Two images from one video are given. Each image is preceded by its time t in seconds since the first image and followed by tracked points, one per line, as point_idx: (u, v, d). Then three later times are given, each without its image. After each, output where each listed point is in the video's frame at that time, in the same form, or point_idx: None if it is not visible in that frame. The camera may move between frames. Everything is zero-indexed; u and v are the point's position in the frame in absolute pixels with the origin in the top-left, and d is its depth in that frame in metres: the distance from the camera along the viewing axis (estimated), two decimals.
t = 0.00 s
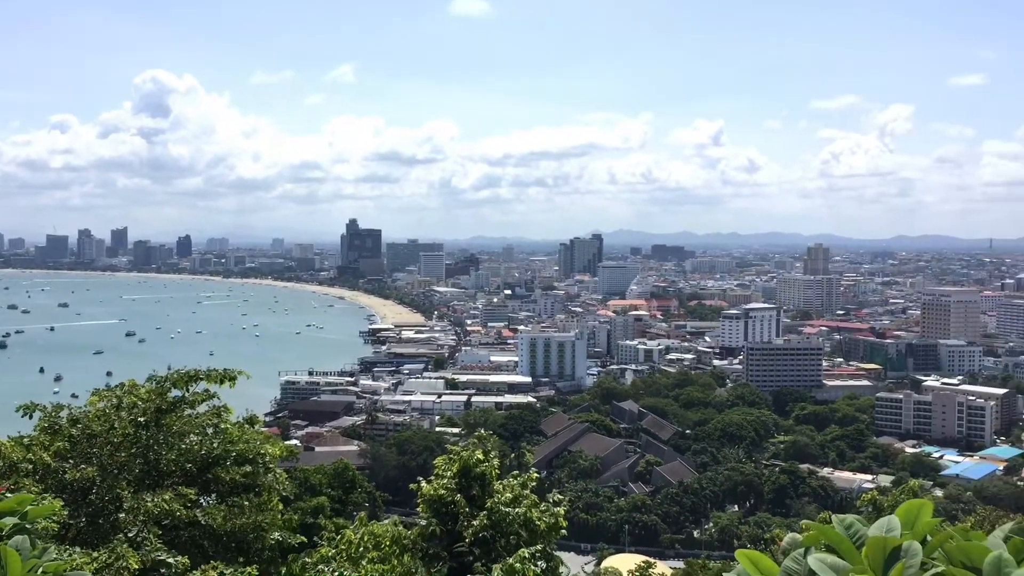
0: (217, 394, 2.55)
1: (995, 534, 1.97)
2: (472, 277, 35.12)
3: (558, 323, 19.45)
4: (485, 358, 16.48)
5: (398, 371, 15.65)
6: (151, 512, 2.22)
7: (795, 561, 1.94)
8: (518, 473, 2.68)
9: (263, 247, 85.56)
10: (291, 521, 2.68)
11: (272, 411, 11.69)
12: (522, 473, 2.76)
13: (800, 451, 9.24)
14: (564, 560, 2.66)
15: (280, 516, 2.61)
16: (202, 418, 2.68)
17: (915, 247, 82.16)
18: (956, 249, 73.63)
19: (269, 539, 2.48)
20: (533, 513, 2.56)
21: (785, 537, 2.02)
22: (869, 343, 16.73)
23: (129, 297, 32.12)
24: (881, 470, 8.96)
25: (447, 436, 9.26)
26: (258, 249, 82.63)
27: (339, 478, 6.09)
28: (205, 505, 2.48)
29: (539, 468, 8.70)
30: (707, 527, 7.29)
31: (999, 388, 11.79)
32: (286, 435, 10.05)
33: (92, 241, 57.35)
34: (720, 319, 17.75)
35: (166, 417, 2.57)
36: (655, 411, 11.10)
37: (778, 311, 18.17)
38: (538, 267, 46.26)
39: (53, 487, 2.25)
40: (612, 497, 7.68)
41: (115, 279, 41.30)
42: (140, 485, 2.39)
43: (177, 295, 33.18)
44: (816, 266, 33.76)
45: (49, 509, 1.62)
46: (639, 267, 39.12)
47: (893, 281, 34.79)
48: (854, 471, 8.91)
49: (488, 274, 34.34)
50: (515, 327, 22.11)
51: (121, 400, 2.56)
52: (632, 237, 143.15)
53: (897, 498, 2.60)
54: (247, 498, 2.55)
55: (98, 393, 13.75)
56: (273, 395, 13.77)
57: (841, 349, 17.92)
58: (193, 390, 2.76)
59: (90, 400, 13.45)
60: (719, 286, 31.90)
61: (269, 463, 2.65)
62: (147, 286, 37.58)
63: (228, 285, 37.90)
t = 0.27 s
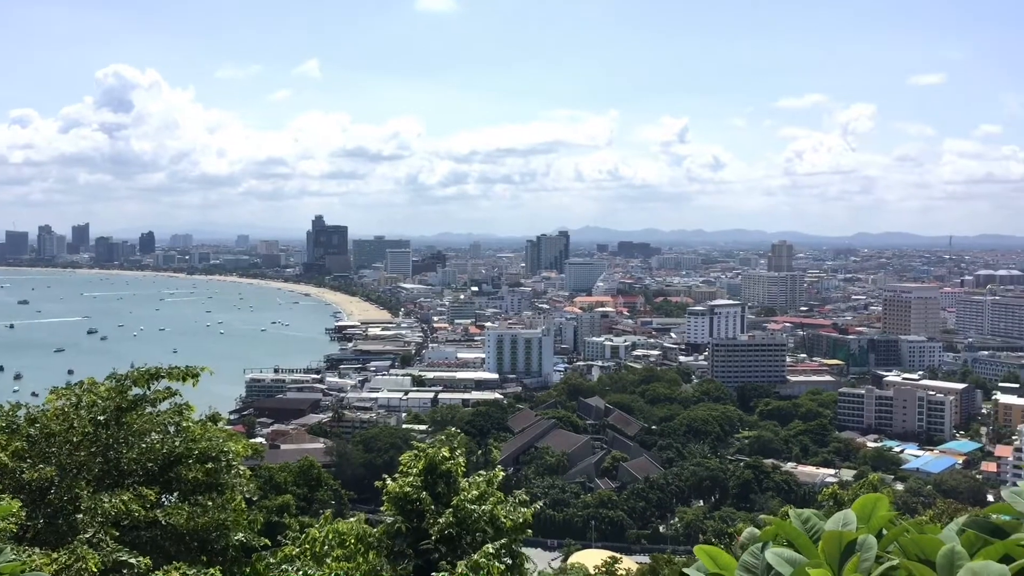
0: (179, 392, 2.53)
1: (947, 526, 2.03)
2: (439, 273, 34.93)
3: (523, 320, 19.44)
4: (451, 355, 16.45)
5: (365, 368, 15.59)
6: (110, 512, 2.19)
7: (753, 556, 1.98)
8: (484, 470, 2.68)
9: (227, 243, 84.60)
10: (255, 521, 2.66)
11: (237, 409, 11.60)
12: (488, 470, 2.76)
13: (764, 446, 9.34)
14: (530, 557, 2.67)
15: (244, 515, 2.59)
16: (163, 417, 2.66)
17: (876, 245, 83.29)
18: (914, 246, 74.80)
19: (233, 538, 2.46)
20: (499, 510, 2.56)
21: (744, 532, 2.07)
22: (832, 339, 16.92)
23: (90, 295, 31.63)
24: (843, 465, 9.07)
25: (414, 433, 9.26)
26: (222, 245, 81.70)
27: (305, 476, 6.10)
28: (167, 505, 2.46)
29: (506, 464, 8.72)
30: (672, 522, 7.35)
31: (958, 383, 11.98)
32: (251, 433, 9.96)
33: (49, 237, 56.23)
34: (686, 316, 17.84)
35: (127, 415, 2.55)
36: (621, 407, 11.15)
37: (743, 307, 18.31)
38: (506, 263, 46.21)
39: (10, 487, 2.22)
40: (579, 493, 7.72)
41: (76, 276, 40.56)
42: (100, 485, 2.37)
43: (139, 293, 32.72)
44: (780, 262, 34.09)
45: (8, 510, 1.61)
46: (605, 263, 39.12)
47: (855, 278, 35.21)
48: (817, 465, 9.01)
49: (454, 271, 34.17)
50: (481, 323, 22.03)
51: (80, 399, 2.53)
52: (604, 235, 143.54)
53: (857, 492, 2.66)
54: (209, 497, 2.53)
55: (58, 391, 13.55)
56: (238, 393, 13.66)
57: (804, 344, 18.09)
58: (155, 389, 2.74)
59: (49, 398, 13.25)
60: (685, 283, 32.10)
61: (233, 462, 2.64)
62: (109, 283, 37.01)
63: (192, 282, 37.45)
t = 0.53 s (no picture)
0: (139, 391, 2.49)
1: (899, 520, 2.09)
2: (403, 271, 34.70)
3: (488, 317, 19.39)
4: (417, 353, 16.39)
5: (329, 367, 15.50)
6: (63, 515, 2.16)
7: (708, 551, 2.02)
8: (447, 469, 2.68)
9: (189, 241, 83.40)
10: (216, 521, 2.65)
11: (199, 409, 11.48)
12: (452, 468, 2.76)
13: (727, 443, 9.44)
14: (493, 555, 2.67)
15: (203, 515, 2.56)
16: (121, 416, 2.64)
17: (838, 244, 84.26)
18: (873, 245, 75.88)
19: (193, 539, 2.44)
20: (462, 510, 2.56)
21: (701, 528, 2.11)
22: (794, 336, 17.09)
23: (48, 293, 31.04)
24: (804, 460, 9.18)
25: (378, 432, 9.24)
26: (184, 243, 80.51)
27: (268, 475, 6.10)
28: (125, 505, 2.44)
29: (471, 463, 8.72)
30: (636, 520, 7.42)
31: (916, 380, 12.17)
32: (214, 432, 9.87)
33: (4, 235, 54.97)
34: (650, 314, 17.91)
35: (83, 415, 2.52)
36: (586, 404, 11.18)
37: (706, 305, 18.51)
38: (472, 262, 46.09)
39: None
40: (544, 490, 7.74)
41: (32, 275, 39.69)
42: (55, 486, 2.33)
43: (98, 292, 32.17)
44: (743, 261, 34.37)
45: None
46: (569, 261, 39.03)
47: (816, 276, 35.62)
48: (779, 461, 9.10)
49: (419, 269, 33.96)
50: (445, 322, 21.81)
51: (36, 397, 2.50)
52: (573, 234, 143.63)
53: (816, 487, 2.71)
54: (168, 498, 2.51)
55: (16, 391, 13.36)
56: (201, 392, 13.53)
57: (766, 342, 18.24)
58: (113, 388, 2.71)
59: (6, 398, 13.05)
60: (649, 281, 32.25)
61: (193, 461, 2.62)
62: (68, 282, 36.34)
63: (153, 280, 36.90)
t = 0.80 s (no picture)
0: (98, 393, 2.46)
1: (856, 518, 2.12)
2: (369, 270, 34.47)
3: (453, 317, 19.33)
4: (383, 353, 16.32)
5: (294, 367, 15.38)
6: (22, 518, 2.13)
7: (667, 550, 2.04)
8: (411, 469, 2.68)
9: (153, 241, 82.11)
10: (175, 523, 2.63)
11: (162, 410, 11.34)
12: (415, 468, 2.77)
13: (692, 441, 9.51)
14: (456, 553, 2.68)
15: (164, 517, 2.55)
16: (79, 417, 2.60)
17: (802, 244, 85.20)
18: (834, 245, 76.90)
19: (154, 542, 2.42)
20: (426, 509, 2.56)
21: (661, 527, 2.13)
22: (758, 335, 17.24)
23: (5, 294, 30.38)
24: (768, 458, 9.27)
25: (344, 432, 9.21)
26: (147, 242, 79.23)
27: (231, 476, 6.05)
28: (83, 507, 2.41)
29: (437, 463, 8.71)
30: (602, 518, 7.44)
31: (878, 378, 12.33)
32: (177, 433, 9.75)
33: None
34: (616, 313, 17.95)
35: (40, 417, 2.49)
36: (551, 404, 11.20)
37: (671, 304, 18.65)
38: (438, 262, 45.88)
39: None
40: (510, 489, 7.74)
41: None
42: (11, 488, 2.30)
43: (57, 292, 31.57)
44: (708, 261, 34.62)
45: None
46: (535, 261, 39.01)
47: (779, 276, 35.98)
48: (742, 459, 9.19)
49: (385, 268, 33.75)
50: (411, 322, 21.71)
51: None
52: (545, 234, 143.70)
53: (778, 485, 2.75)
54: (128, 500, 2.49)
55: None
56: (164, 393, 13.37)
57: (731, 341, 18.37)
58: (71, 390, 2.68)
59: None
60: (615, 281, 32.36)
61: (153, 463, 2.59)
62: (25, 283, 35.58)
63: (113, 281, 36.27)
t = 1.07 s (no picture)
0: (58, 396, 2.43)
1: (816, 516, 2.15)
2: (336, 271, 34.24)
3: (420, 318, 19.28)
4: (349, 354, 16.25)
5: (259, 369, 15.26)
6: None
7: (630, 550, 2.04)
8: (377, 470, 2.68)
9: (116, 242, 80.84)
10: (135, 526, 2.60)
11: (125, 413, 11.21)
12: (381, 469, 2.77)
13: (659, 441, 9.57)
14: (421, 554, 2.68)
15: (126, 521, 2.52)
16: (38, 419, 2.56)
17: (766, 245, 86.12)
18: (798, 246, 77.75)
19: (115, 546, 2.39)
20: (392, 510, 2.55)
21: (624, 526, 2.14)
22: (723, 335, 17.37)
23: None
24: (733, 458, 9.36)
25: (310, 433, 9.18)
26: (110, 243, 77.99)
27: (194, 479, 6.02)
28: (42, 511, 2.38)
29: (404, 465, 8.68)
30: (569, 518, 7.46)
31: (841, 378, 12.48)
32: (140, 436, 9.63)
33: None
34: (583, 314, 18.00)
35: None
36: (519, 404, 11.22)
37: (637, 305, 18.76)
38: (405, 262, 45.66)
39: None
40: (477, 490, 7.74)
41: None
42: None
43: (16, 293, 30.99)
44: (675, 262, 34.84)
45: None
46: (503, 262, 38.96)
47: (744, 277, 36.33)
48: (708, 459, 9.29)
49: (351, 268, 33.53)
50: (378, 322, 21.61)
51: None
52: (518, 235, 143.73)
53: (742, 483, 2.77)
54: (88, 504, 2.46)
55: None
56: (127, 396, 13.20)
57: (697, 341, 18.48)
58: (30, 390, 2.64)
59: None
60: (583, 282, 32.45)
61: (114, 466, 2.56)
62: None
63: (74, 282, 35.66)
